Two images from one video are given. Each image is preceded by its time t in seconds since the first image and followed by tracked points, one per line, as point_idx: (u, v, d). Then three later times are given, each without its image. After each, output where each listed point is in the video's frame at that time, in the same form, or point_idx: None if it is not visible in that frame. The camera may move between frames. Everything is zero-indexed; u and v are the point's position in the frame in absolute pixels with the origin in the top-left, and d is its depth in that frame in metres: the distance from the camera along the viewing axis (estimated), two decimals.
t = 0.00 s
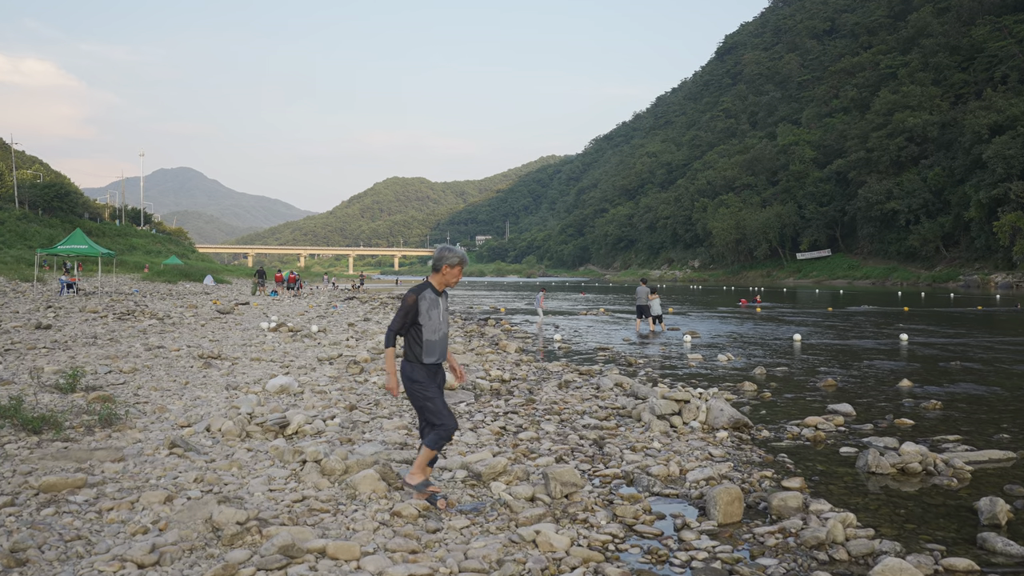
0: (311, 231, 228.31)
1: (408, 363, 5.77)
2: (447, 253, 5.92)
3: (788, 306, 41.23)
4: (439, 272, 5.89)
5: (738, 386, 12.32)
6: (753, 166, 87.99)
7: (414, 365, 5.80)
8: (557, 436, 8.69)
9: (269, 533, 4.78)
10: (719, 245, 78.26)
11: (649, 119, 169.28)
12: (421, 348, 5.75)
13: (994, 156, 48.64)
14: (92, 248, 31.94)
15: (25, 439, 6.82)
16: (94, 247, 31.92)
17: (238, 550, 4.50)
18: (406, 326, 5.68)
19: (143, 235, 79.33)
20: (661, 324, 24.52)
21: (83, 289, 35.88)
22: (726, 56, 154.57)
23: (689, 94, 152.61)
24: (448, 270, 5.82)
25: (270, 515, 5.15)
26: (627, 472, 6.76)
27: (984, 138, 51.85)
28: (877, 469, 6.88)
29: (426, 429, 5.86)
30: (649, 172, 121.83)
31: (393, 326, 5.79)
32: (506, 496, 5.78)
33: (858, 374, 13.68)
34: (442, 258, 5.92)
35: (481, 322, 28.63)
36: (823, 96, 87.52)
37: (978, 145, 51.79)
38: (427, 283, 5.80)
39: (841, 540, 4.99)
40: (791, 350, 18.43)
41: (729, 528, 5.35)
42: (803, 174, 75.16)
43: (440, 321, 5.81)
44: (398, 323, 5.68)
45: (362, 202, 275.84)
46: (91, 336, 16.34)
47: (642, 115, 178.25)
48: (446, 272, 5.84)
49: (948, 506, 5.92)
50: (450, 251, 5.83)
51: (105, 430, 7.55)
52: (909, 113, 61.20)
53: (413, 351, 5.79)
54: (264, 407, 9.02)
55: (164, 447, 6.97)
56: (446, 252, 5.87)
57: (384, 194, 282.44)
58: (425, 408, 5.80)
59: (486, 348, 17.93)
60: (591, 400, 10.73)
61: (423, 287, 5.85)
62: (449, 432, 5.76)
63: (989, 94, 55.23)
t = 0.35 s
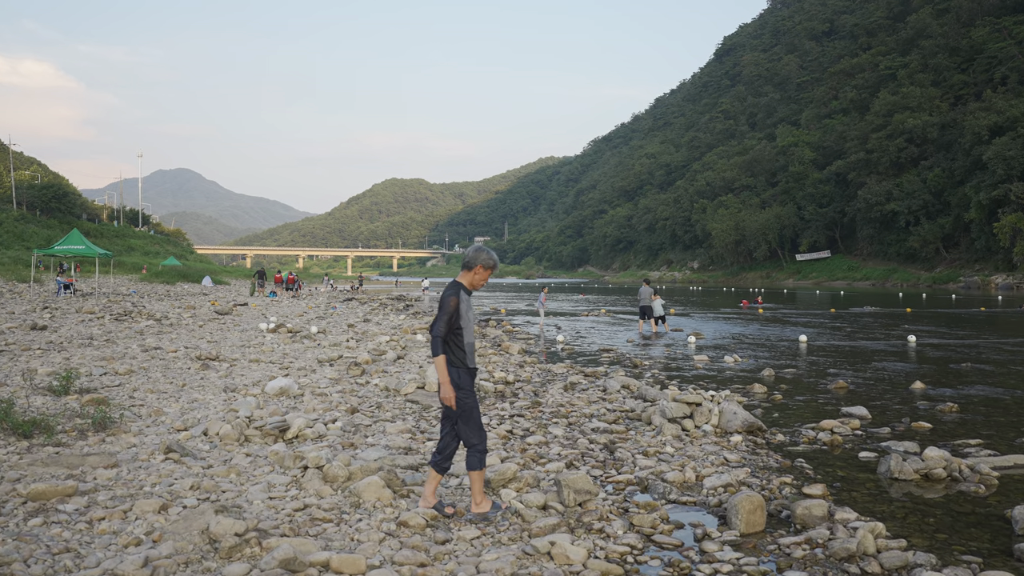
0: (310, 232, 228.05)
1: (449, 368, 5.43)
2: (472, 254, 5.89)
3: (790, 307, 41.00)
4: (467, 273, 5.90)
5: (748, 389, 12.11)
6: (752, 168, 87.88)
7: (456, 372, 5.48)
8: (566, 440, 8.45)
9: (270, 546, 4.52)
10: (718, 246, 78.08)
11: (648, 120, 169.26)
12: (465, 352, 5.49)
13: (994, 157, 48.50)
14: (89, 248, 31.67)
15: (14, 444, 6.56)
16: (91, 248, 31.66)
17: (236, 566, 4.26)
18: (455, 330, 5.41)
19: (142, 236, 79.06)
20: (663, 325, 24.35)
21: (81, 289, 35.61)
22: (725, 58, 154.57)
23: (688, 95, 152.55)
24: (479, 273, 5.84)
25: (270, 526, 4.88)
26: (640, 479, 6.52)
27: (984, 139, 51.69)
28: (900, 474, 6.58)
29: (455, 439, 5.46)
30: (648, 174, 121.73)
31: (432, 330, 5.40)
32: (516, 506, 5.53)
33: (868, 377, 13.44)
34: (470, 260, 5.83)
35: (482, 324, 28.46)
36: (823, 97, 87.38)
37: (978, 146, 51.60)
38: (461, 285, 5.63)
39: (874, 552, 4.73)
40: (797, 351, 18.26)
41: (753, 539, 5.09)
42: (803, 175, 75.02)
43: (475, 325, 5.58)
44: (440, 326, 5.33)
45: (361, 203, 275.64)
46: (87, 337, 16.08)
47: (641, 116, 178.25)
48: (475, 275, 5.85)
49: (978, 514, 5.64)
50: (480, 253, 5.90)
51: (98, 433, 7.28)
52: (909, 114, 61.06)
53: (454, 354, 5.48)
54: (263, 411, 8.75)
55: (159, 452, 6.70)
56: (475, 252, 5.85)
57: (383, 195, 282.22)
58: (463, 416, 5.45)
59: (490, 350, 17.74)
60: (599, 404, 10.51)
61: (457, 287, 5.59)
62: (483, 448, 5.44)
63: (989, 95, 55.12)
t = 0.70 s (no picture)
0: (307, 232, 227.56)
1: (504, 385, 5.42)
2: (516, 259, 5.56)
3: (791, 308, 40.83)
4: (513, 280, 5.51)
5: (759, 396, 11.89)
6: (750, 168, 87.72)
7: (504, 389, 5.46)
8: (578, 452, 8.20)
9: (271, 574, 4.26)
10: (717, 246, 77.89)
11: (646, 120, 169.15)
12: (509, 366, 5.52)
13: (993, 157, 48.32)
14: (85, 249, 31.38)
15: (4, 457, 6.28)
16: (87, 248, 31.37)
17: None
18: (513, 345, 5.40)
19: (139, 236, 78.67)
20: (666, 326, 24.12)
21: (77, 290, 35.29)
22: (723, 58, 154.49)
23: (686, 95, 152.44)
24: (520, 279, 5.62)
25: (272, 551, 4.61)
26: (657, 493, 6.27)
27: (982, 139, 51.52)
28: (926, 487, 6.22)
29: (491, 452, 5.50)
30: (646, 174, 121.57)
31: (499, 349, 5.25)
32: (530, 526, 5.26)
33: (878, 384, 13.22)
34: (520, 268, 5.48)
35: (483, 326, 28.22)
36: (821, 97, 87.18)
37: (977, 146, 51.39)
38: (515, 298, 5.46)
39: None
40: (803, 355, 18.07)
41: (780, 560, 4.83)
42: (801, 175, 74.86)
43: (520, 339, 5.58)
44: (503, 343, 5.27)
45: (359, 203, 275.29)
46: (82, 340, 15.79)
47: (638, 116, 178.20)
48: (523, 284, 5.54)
49: (1015, 533, 5.33)
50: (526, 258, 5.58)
51: (92, 445, 7.00)
52: (907, 114, 60.91)
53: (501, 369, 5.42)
54: (262, 420, 8.44)
55: (155, 465, 6.40)
56: (521, 259, 5.53)
57: (380, 195, 281.80)
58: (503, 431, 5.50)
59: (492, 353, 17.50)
60: (608, 412, 10.29)
61: (508, 301, 5.41)
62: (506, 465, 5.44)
63: (987, 95, 54.98)
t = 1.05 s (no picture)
0: (299, 233, 226.58)
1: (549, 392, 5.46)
2: (544, 263, 5.48)
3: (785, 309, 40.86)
4: (543, 283, 5.45)
5: (764, 398, 11.77)
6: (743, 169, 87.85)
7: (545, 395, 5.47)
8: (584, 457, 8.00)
9: None
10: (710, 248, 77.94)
11: (638, 122, 169.46)
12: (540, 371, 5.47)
13: (985, 159, 48.45)
14: (75, 249, 30.91)
15: None
16: (77, 249, 30.90)
17: None
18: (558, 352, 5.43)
19: (131, 238, 78.02)
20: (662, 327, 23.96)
21: (68, 292, 34.79)
22: (715, 60, 154.99)
23: (678, 97, 152.82)
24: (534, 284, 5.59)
25: (268, 566, 4.36)
26: (668, 499, 6.08)
27: (975, 141, 51.64)
28: (947, 492, 5.99)
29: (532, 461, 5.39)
30: (639, 175, 121.67)
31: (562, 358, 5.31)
32: (540, 536, 5.04)
33: (881, 385, 13.13)
34: (551, 271, 5.47)
35: (478, 328, 28.05)
36: (814, 99, 87.37)
37: (970, 148, 51.51)
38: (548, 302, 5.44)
39: None
40: (802, 356, 17.99)
41: (804, 571, 4.60)
42: (794, 177, 75.00)
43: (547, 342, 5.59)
44: (559, 348, 5.32)
45: (351, 204, 274.49)
46: (72, 342, 15.44)
47: (632, 118, 178.45)
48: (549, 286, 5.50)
49: None
50: (547, 262, 5.54)
51: (80, 449, 6.71)
52: (899, 116, 61.11)
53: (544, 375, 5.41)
54: (258, 422, 8.18)
55: (146, 471, 6.13)
56: (549, 262, 5.49)
57: (373, 196, 281.05)
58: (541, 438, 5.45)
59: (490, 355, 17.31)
60: (612, 414, 10.11)
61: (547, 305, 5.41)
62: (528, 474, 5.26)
63: (979, 97, 55.20)
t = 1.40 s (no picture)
0: (289, 232, 225.16)
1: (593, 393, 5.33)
2: (582, 265, 5.35)
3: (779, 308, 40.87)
4: (581, 284, 5.34)
5: (769, 403, 11.59)
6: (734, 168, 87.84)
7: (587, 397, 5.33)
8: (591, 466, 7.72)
9: None
10: (701, 247, 77.94)
11: (629, 121, 169.66)
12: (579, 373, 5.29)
13: (977, 159, 48.46)
14: (64, 249, 30.35)
15: None
16: (66, 248, 30.33)
17: None
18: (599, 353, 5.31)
19: (119, 237, 77.07)
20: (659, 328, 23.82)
21: (54, 292, 34.18)
22: (705, 59, 155.26)
23: (668, 96, 152.96)
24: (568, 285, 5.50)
25: None
26: (683, 511, 5.85)
27: (966, 141, 51.70)
28: (971, 503, 5.77)
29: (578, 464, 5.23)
30: (630, 175, 121.69)
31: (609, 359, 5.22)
32: (554, 553, 4.80)
33: (886, 389, 12.96)
34: (589, 273, 5.35)
35: (473, 329, 27.84)
36: (805, 98, 87.53)
37: (960, 147, 51.61)
38: (587, 303, 5.31)
39: None
40: (802, 358, 17.87)
41: None
42: (785, 176, 75.07)
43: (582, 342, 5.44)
44: (603, 347, 5.19)
45: (341, 203, 273.06)
46: (59, 344, 15.03)
47: (623, 117, 178.49)
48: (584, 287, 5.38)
49: None
50: (579, 264, 5.43)
51: (66, 458, 6.38)
52: (890, 115, 61.23)
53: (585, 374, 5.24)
54: (252, 430, 7.87)
55: (135, 482, 5.80)
56: (584, 265, 5.37)
57: (363, 195, 279.92)
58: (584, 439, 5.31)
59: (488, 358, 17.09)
60: (617, 419, 9.89)
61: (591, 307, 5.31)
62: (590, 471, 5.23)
63: (970, 96, 55.33)
